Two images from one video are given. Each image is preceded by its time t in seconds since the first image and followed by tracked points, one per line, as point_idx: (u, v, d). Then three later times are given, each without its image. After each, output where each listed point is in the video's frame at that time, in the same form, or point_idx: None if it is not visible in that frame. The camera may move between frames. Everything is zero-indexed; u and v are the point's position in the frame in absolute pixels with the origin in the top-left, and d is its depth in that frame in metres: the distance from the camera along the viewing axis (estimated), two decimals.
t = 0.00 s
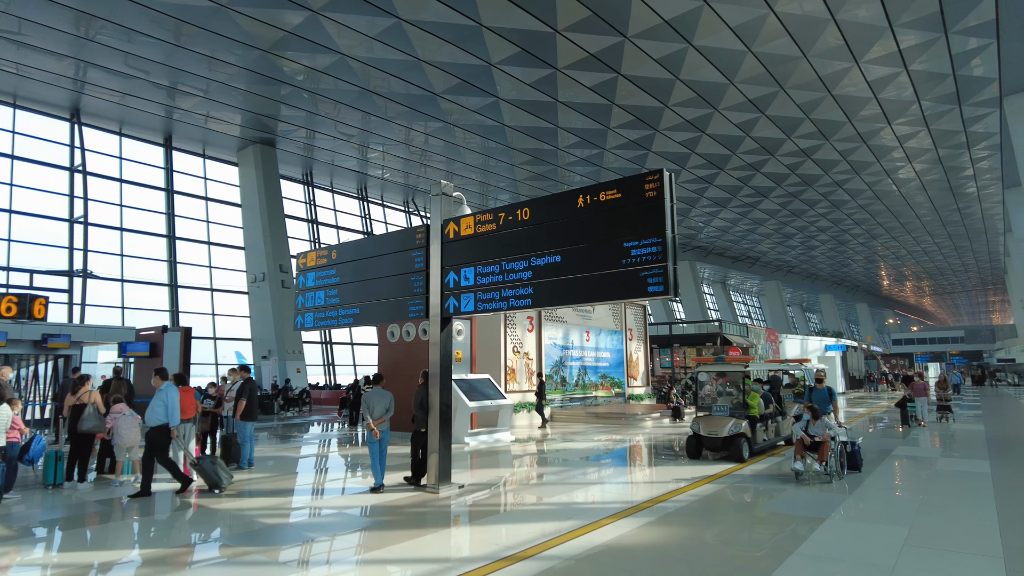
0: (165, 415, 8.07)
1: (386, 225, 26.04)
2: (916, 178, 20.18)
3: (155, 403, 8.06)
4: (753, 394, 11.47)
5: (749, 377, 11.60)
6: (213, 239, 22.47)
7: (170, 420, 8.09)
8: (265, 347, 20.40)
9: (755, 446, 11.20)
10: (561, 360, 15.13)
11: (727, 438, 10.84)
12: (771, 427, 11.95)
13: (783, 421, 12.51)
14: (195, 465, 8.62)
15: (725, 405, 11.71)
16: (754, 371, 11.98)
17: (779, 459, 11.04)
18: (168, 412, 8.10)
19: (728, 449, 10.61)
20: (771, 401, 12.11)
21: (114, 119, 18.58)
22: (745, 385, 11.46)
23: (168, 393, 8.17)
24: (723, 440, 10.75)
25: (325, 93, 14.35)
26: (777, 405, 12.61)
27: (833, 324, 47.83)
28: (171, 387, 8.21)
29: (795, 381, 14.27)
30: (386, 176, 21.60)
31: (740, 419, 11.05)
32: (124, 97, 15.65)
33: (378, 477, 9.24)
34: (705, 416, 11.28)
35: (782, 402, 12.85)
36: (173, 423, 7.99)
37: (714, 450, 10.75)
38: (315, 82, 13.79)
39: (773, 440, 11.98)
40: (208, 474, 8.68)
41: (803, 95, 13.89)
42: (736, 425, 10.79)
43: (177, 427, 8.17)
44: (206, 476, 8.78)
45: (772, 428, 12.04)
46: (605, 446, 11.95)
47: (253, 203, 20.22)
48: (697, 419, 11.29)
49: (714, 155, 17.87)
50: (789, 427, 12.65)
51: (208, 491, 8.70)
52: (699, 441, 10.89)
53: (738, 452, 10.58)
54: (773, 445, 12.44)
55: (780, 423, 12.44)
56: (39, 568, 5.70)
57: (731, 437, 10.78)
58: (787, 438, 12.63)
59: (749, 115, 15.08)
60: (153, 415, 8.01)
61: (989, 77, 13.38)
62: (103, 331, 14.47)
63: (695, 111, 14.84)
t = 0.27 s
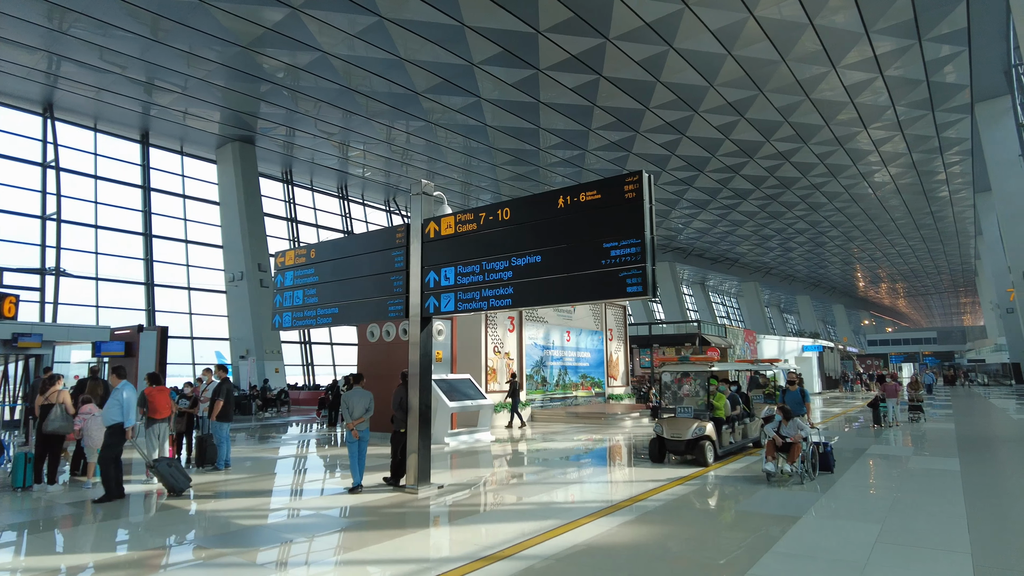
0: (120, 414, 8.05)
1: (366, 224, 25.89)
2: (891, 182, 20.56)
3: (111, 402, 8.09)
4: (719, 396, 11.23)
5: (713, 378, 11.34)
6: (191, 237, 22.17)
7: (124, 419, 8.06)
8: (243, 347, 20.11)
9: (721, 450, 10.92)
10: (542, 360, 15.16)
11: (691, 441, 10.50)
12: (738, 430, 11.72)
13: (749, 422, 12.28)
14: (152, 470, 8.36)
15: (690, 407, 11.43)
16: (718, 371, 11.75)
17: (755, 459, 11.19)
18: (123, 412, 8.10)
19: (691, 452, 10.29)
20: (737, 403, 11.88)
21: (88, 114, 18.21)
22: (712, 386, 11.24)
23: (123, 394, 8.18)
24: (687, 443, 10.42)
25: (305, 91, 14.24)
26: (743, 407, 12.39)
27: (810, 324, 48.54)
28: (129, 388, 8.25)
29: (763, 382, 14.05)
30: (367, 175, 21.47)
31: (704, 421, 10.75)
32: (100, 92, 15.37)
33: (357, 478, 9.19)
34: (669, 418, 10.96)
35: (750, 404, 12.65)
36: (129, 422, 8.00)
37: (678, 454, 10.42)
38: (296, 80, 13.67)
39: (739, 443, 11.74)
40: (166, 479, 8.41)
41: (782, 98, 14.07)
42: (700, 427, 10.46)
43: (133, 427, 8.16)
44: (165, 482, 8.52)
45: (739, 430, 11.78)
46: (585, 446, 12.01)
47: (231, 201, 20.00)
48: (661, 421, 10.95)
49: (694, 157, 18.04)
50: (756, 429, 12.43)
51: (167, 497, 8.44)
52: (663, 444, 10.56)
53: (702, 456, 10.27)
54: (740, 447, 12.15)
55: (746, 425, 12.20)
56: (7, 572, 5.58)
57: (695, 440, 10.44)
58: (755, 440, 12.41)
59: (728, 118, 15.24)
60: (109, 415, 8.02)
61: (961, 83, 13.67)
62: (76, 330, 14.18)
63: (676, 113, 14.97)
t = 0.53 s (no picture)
0: (70, 419, 7.80)
1: (347, 223, 25.71)
2: (867, 185, 20.92)
3: (62, 405, 7.81)
4: (684, 398, 10.96)
5: (678, 378, 11.04)
6: (168, 235, 21.86)
7: (74, 424, 7.80)
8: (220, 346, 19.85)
9: (686, 453, 10.66)
10: (523, 360, 15.21)
11: (653, 444, 10.23)
12: (704, 433, 11.46)
13: (716, 424, 12.02)
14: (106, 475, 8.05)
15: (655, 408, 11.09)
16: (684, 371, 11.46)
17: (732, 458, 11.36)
18: (74, 416, 7.84)
19: (654, 457, 10.00)
20: (703, 405, 11.63)
21: (61, 109, 17.84)
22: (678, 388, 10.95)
23: (74, 397, 7.92)
24: (649, 447, 10.16)
25: (286, 88, 14.11)
26: (710, 409, 12.15)
27: (787, 325, 49.24)
28: (80, 391, 7.99)
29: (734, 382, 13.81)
30: (348, 174, 21.33)
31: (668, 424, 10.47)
32: (74, 86, 15.08)
33: (334, 478, 9.15)
34: (633, 420, 10.65)
35: (717, 405, 12.44)
36: (78, 427, 7.76)
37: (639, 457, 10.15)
38: (276, 77, 13.54)
39: (706, 446, 11.50)
40: (121, 484, 8.08)
41: (761, 102, 14.23)
42: (663, 430, 10.19)
43: (83, 432, 7.90)
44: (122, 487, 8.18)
45: (705, 433, 11.52)
46: (566, 446, 12.06)
47: (209, 198, 19.76)
48: (624, 424, 10.65)
49: (674, 159, 18.19)
50: (723, 432, 12.20)
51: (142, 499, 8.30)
52: (625, 448, 10.28)
53: (665, 460, 10.01)
54: (707, 450, 11.90)
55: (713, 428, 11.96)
56: None
57: (657, 444, 10.17)
58: (722, 443, 12.14)
59: (708, 120, 15.38)
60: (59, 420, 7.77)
61: (934, 89, 13.96)
62: (48, 329, 13.97)
63: (657, 115, 15.08)
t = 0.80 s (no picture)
0: (15, 419, 7.68)
1: (327, 222, 25.51)
2: (843, 189, 21.27)
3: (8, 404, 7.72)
4: (648, 399, 10.63)
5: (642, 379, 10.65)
6: (144, 233, 21.53)
7: (19, 424, 7.68)
8: (198, 346, 19.78)
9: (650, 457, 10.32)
10: (504, 361, 15.22)
11: (614, 449, 9.88)
12: (669, 436, 11.14)
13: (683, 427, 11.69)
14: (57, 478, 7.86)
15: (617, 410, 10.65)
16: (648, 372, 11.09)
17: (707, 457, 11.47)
18: (21, 415, 7.73)
19: (615, 460, 9.70)
20: (668, 407, 11.33)
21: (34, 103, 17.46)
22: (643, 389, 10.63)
23: (24, 396, 7.77)
24: (609, 451, 9.80)
25: (265, 86, 13.97)
26: (676, 411, 11.85)
27: (765, 326, 49.87)
28: (26, 390, 7.79)
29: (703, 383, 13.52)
30: (328, 172, 21.18)
31: (630, 426, 10.12)
32: (47, 80, 14.77)
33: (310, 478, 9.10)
34: (594, 423, 10.30)
35: (684, 407, 12.15)
36: (22, 427, 7.62)
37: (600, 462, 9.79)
38: (255, 74, 13.41)
39: (671, 450, 11.17)
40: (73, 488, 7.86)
41: (740, 105, 14.40)
42: (624, 434, 9.83)
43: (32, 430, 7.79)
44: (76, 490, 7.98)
45: (670, 436, 11.19)
46: (545, 445, 12.11)
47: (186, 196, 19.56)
48: (585, 427, 10.31)
49: (655, 161, 18.32)
50: (690, 435, 11.91)
51: (116, 501, 8.19)
52: (585, 452, 9.98)
53: (626, 465, 9.66)
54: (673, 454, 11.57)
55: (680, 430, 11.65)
56: None
57: (618, 448, 9.82)
58: (688, 446, 11.81)
59: (688, 123, 15.52)
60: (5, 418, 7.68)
61: (909, 94, 14.24)
62: (17, 328, 13.86)
63: (637, 117, 15.19)
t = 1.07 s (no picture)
0: None
1: (307, 221, 25.30)
2: (820, 192, 21.60)
3: None
4: (611, 400, 10.20)
5: (604, 379, 10.24)
6: (120, 231, 21.18)
7: None
8: (174, 346, 19.58)
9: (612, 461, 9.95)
10: (484, 361, 15.24)
11: (574, 453, 9.53)
12: (633, 439, 10.71)
13: (647, 429, 11.26)
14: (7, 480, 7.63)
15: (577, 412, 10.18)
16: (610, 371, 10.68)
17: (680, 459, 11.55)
18: None
19: (574, 465, 9.34)
20: (633, 409, 10.98)
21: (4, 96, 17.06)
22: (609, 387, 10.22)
23: None
24: (569, 455, 9.45)
25: (244, 82, 13.82)
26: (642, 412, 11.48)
27: (742, 327, 50.42)
28: None
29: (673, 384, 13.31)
30: (307, 170, 21.01)
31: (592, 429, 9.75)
32: (18, 73, 14.45)
33: (285, 479, 9.03)
34: (554, 426, 9.89)
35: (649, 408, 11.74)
36: None
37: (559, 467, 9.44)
38: (234, 70, 13.26)
39: (635, 453, 10.74)
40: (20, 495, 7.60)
41: (719, 108, 14.54)
42: (585, 438, 9.47)
43: None
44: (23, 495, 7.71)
45: (634, 439, 10.75)
46: (524, 445, 12.14)
47: (163, 193, 19.32)
48: (545, 430, 9.90)
49: (635, 162, 18.45)
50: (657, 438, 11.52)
51: (89, 503, 8.06)
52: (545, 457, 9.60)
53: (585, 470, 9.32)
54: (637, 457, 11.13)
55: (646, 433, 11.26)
56: None
57: (579, 452, 9.48)
58: (654, 449, 11.38)
59: (668, 125, 15.65)
60: None
61: (883, 100, 14.51)
62: None
63: (618, 119, 15.28)
